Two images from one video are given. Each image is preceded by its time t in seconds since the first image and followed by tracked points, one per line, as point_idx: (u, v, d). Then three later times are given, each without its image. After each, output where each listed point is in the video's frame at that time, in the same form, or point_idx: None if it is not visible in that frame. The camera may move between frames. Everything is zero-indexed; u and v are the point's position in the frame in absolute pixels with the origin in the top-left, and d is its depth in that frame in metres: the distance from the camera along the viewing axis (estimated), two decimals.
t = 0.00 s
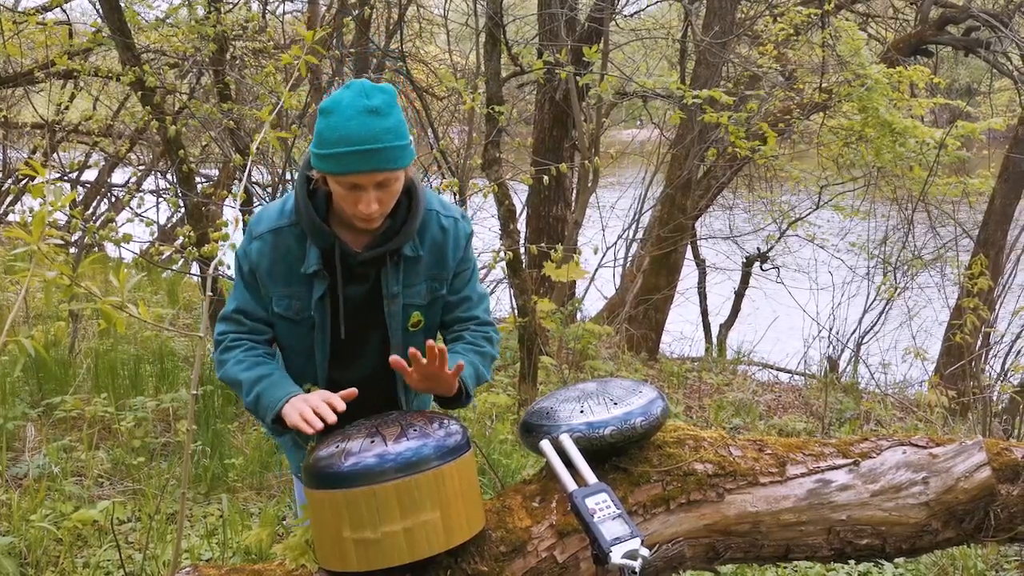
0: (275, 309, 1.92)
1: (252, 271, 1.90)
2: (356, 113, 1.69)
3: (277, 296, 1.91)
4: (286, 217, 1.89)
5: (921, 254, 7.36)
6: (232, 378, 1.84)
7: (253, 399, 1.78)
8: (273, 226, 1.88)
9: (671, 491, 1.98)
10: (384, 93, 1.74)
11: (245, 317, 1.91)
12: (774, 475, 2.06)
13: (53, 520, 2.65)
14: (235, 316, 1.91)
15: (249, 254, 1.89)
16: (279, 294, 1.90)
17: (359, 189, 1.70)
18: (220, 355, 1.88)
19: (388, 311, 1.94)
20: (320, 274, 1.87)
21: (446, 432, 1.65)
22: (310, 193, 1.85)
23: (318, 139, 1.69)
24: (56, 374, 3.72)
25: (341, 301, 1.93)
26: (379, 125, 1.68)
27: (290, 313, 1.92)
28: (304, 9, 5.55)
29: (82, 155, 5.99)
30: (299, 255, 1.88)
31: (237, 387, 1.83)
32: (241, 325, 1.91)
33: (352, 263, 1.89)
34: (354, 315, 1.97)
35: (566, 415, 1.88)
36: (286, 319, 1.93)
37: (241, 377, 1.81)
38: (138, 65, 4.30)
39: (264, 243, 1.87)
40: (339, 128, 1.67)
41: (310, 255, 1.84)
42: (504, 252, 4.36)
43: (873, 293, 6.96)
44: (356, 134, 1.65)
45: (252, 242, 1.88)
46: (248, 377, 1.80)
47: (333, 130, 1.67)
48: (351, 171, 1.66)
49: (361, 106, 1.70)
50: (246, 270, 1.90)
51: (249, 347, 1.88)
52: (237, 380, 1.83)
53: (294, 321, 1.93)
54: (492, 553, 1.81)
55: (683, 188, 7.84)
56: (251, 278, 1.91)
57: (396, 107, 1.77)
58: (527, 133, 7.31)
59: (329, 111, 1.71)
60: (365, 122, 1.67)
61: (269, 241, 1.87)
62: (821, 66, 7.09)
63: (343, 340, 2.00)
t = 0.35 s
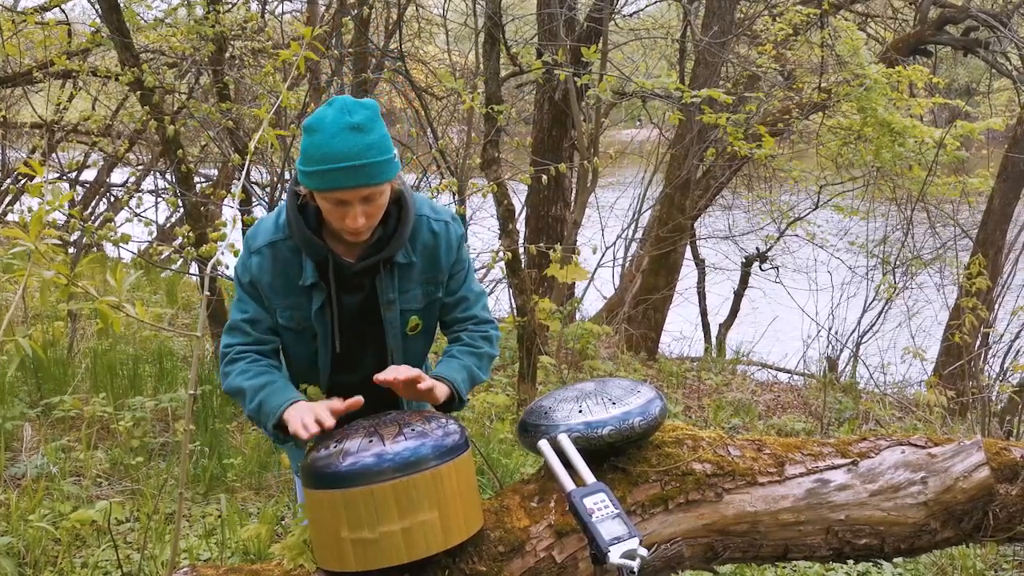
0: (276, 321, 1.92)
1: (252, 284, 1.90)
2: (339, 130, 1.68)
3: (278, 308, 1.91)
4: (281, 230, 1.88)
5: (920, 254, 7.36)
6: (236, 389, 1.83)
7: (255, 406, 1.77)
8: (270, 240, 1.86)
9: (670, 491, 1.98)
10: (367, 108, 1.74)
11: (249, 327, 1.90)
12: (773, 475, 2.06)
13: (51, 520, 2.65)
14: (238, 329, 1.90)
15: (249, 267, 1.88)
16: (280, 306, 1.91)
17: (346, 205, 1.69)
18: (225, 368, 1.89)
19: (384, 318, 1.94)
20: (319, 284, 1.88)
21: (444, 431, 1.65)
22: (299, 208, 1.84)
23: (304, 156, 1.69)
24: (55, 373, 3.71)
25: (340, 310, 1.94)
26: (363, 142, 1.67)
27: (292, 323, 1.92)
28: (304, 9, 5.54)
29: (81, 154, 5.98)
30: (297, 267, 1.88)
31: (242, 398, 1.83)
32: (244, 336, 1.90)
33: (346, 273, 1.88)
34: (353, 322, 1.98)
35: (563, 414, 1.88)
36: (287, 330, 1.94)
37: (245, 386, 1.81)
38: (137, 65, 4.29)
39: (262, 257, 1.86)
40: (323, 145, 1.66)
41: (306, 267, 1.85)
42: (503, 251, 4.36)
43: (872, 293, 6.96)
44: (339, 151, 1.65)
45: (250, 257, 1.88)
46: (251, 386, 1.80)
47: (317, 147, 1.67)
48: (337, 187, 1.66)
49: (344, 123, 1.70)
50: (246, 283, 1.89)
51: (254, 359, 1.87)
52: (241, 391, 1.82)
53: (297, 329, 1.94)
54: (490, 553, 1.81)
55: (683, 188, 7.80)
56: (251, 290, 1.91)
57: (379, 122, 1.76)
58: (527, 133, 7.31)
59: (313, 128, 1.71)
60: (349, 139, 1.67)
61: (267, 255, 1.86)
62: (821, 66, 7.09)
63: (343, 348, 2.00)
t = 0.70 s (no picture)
0: (267, 323, 1.92)
1: (243, 286, 1.90)
2: (332, 136, 1.68)
3: (269, 311, 1.91)
4: (273, 233, 1.88)
5: (920, 254, 7.37)
6: (224, 392, 1.83)
7: (244, 411, 1.77)
8: (262, 242, 1.86)
9: (670, 491, 1.98)
10: (358, 114, 1.74)
11: (239, 328, 1.90)
12: (772, 475, 2.06)
13: (50, 520, 2.65)
14: (229, 329, 1.90)
15: (240, 270, 1.88)
16: (270, 309, 1.91)
17: (340, 209, 1.69)
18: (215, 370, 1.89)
19: (375, 323, 1.94)
20: (309, 288, 1.87)
21: (444, 431, 1.65)
22: (292, 213, 1.84)
23: (297, 161, 1.69)
24: (54, 373, 3.71)
25: (330, 314, 1.94)
26: (356, 146, 1.67)
27: (283, 326, 1.92)
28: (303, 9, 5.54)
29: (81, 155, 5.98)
30: (289, 270, 1.88)
31: (230, 399, 1.83)
32: (235, 336, 1.90)
33: (336, 277, 1.88)
34: (344, 328, 1.97)
35: (563, 415, 1.88)
36: (278, 332, 1.94)
37: (233, 389, 1.80)
38: (137, 65, 4.29)
39: (253, 259, 1.86)
40: (316, 151, 1.66)
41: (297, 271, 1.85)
42: (503, 251, 4.36)
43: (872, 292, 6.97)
44: (332, 156, 1.65)
45: (242, 259, 1.87)
46: (239, 390, 1.79)
47: (311, 154, 1.66)
48: (332, 192, 1.66)
49: (336, 128, 1.70)
50: (237, 285, 1.89)
51: (244, 360, 1.87)
52: (229, 392, 1.82)
53: (287, 333, 1.94)
54: (489, 554, 1.81)
55: (683, 188, 7.80)
56: (242, 292, 1.91)
57: (371, 127, 1.76)
58: (526, 133, 7.31)
59: (305, 135, 1.71)
60: (342, 144, 1.67)
61: (258, 258, 1.86)
62: (820, 66, 7.10)
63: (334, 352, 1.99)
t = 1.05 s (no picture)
0: (264, 323, 1.93)
1: (240, 287, 1.89)
2: (324, 137, 1.68)
3: (265, 312, 1.91)
4: (269, 235, 1.87)
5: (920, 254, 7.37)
6: (223, 383, 1.84)
7: (248, 394, 1.78)
8: (258, 244, 1.86)
9: (671, 491, 1.98)
10: (349, 114, 1.73)
11: (236, 327, 1.91)
12: (774, 475, 2.05)
13: (51, 520, 2.65)
14: (226, 328, 1.90)
15: (236, 270, 1.88)
16: (266, 310, 1.91)
17: (334, 210, 1.69)
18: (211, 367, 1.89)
19: (369, 324, 1.93)
20: (304, 289, 1.87)
21: (445, 432, 1.64)
22: (285, 215, 1.83)
23: (290, 162, 1.69)
24: (54, 374, 3.71)
25: (325, 314, 1.93)
26: (348, 147, 1.67)
27: (279, 327, 1.92)
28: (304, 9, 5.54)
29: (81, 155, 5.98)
30: (284, 272, 1.88)
31: (230, 392, 1.83)
32: (232, 335, 1.91)
33: (331, 277, 1.88)
34: (339, 328, 1.96)
35: (565, 415, 1.88)
36: (274, 332, 1.94)
37: (236, 374, 1.81)
38: (137, 66, 4.29)
39: (249, 260, 1.86)
40: (309, 153, 1.66)
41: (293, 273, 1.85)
42: (503, 251, 4.36)
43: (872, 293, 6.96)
44: (325, 157, 1.65)
45: (238, 260, 1.87)
46: (243, 374, 1.81)
47: (304, 155, 1.66)
48: (325, 193, 1.66)
49: (328, 129, 1.69)
50: (233, 285, 1.89)
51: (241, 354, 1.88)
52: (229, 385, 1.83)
53: (283, 333, 1.94)
54: (491, 554, 1.81)
55: (683, 188, 7.80)
56: (239, 292, 1.91)
57: (363, 127, 1.76)
58: (526, 133, 7.31)
59: (297, 137, 1.71)
60: (335, 144, 1.66)
61: (255, 259, 1.86)
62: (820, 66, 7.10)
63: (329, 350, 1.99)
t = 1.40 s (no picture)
0: (263, 327, 1.92)
1: (239, 289, 1.89)
2: (328, 136, 1.67)
3: (266, 315, 1.91)
4: (269, 236, 1.86)
5: (921, 254, 7.37)
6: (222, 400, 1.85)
7: (242, 421, 1.79)
8: (257, 245, 1.85)
9: (673, 491, 1.98)
10: (354, 113, 1.73)
11: (233, 333, 1.91)
12: (776, 475, 2.05)
13: (51, 520, 2.64)
14: (223, 334, 1.91)
15: (235, 273, 1.88)
16: (266, 313, 1.90)
17: (337, 210, 1.68)
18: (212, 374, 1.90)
19: (370, 324, 1.92)
20: (304, 291, 1.86)
21: (447, 432, 1.64)
22: (286, 214, 1.83)
23: (293, 160, 1.68)
24: (55, 373, 3.71)
25: (326, 316, 1.93)
26: (353, 146, 1.67)
27: (279, 330, 1.92)
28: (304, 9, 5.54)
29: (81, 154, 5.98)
30: (284, 274, 1.87)
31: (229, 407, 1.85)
32: (231, 341, 1.91)
33: (332, 278, 1.87)
34: (340, 329, 1.96)
35: (567, 414, 1.88)
36: (274, 335, 1.93)
37: (231, 399, 1.82)
38: (137, 66, 4.29)
39: (249, 263, 1.85)
40: (313, 151, 1.66)
41: (293, 276, 1.84)
42: (503, 251, 4.36)
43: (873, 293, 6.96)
44: (329, 156, 1.65)
45: (237, 262, 1.87)
46: (237, 400, 1.81)
47: (308, 153, 1.66)
48: (329, 193, 1.65)
49: (332, 128, 1.69)
50: (233, 287, 1.89)
51: (242, 368, 1.89)
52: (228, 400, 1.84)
53: (283, 336, 1.93)
54: (493, 554, 1.81)
55: (683, 188, 7.81)
56: (237, 295, 1.90)
57: (367, 126, 1.75)
58: (526, 133, 7.30)
59: (301, 135, 1.70)
60: (339, 144, 1.66)
61: (254, 261, 1.85)
62: (821, 66, 7.09)
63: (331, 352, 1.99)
